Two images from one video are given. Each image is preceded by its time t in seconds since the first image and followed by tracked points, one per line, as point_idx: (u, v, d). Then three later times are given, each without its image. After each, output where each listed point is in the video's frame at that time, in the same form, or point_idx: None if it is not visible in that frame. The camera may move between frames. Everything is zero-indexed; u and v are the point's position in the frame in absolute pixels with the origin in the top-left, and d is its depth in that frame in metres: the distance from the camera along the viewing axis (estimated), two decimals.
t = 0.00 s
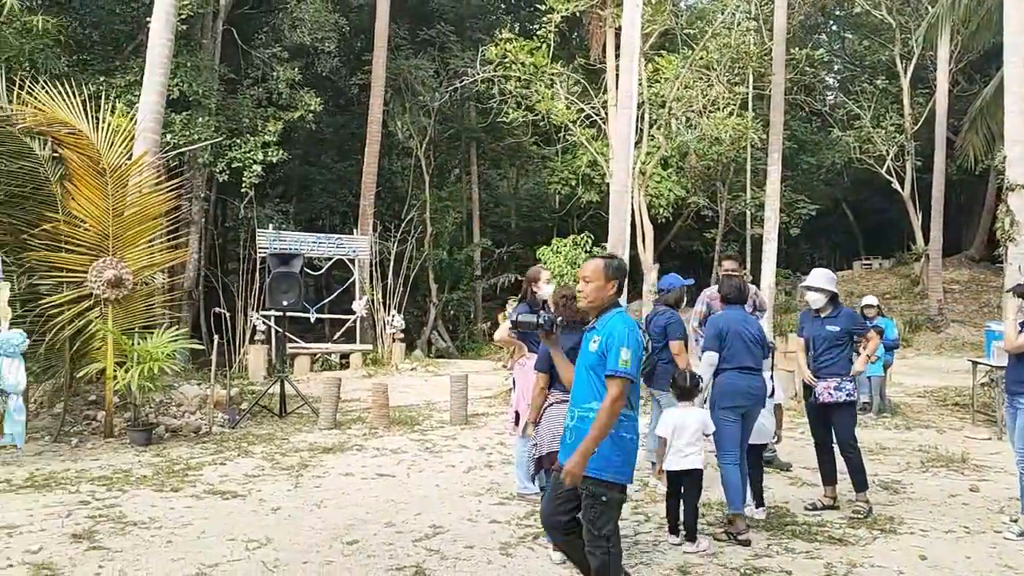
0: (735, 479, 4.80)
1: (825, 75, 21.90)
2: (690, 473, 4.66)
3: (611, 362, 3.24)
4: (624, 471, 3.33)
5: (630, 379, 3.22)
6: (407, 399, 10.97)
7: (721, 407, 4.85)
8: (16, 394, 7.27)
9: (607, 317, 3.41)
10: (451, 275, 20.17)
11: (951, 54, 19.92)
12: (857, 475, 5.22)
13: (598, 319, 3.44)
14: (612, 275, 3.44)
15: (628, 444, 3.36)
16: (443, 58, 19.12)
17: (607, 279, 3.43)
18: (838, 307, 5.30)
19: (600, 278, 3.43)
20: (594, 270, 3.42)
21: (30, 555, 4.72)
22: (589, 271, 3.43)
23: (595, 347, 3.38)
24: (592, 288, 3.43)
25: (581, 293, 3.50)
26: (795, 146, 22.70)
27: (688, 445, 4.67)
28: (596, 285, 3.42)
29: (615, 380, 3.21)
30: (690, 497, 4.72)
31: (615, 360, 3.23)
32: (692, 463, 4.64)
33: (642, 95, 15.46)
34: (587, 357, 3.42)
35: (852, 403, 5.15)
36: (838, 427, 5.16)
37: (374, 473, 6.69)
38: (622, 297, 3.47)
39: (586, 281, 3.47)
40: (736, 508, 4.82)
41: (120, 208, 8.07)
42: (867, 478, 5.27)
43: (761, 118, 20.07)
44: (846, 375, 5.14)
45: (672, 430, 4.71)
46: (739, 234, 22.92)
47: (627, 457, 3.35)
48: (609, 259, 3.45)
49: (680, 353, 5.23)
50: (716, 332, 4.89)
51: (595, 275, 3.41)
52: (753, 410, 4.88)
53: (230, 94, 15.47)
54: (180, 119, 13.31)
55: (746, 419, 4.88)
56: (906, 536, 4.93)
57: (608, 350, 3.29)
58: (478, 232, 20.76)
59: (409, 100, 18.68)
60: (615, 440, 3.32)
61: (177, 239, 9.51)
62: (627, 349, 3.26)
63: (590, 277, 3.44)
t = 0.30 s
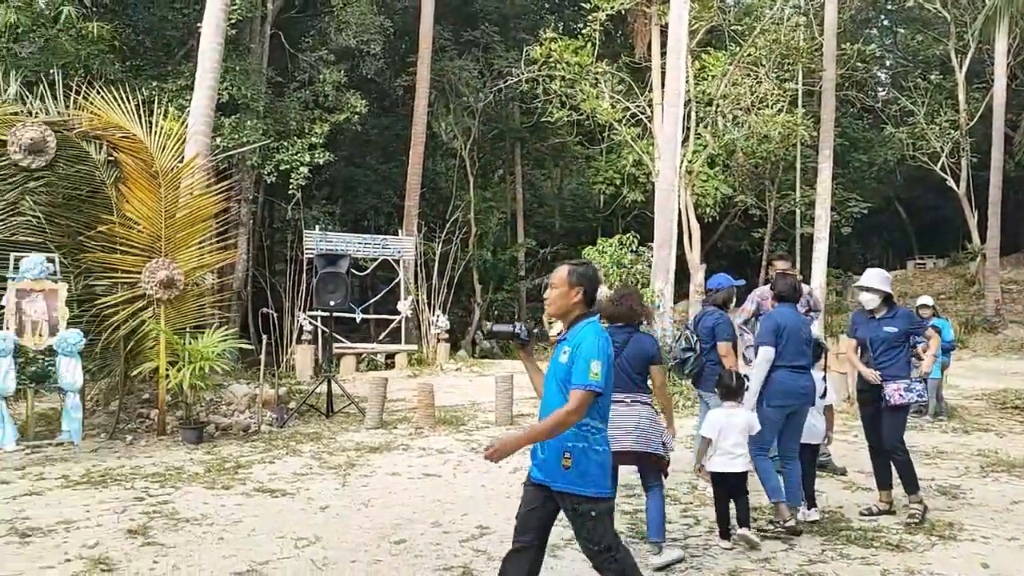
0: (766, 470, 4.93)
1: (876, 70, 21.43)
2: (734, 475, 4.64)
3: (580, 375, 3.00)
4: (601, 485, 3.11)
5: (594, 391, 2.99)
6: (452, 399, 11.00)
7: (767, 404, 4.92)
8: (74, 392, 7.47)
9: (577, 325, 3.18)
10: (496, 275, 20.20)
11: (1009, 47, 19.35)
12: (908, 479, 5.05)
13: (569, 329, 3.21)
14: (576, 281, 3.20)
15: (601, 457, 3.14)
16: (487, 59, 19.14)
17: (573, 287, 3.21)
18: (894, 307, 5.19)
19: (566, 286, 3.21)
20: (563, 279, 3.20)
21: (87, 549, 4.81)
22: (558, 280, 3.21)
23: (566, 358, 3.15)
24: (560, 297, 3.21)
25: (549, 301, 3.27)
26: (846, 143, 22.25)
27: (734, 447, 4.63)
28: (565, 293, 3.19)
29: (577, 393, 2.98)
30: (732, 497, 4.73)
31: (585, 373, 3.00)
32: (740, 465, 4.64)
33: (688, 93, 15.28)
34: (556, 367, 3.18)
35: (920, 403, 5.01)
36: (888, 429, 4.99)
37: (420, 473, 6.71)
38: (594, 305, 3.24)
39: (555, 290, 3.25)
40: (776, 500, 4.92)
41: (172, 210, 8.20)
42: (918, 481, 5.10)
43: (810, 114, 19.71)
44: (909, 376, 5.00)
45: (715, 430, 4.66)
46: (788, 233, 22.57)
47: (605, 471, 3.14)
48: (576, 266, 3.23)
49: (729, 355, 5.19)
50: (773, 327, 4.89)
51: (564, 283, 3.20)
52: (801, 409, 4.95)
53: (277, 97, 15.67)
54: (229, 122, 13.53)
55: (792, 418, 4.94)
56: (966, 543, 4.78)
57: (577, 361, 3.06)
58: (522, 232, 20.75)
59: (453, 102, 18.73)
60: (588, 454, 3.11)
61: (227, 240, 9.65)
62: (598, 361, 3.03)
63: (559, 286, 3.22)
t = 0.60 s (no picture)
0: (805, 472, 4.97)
1: (933, 64, 20.90)
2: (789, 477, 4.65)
3: (559, 372, 3.03)
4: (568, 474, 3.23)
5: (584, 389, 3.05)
6: (498, 399, 11.00)
7: (815, 408, 4.80)
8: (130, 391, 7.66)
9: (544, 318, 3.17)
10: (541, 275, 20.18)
11: None
12: (964, 489, 4.89)
13: (532, 323, 3.21)
14: (540, 274, 3.20)
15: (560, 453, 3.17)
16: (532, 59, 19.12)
17: (537, 279, 3.19)
18: (952, 307, 5.03)
19: (531, 279, 3.19)
20: (528, 270, 3.20)
21: (142, 545, 4.90)
22: (524, 271, 3.20)
23: (533, 352, 3.13)
24: (526, 288, 3.20)
25: (513, 293, 3.26)
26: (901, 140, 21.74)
27: (786, 448, 4.65)
28: (532, 284, 3.18)
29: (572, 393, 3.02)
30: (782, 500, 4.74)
31: (562, 370, 3.03)
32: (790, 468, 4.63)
33: (737, 90, 15.07)
34: (522, 363, 3.16)
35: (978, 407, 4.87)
36: (946, 434, 4.87)
37: (467, 473, 6.71)
38: (557, 298, 3.24)
39: (519, 282, 3.24)
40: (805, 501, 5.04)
41: (223, 211, 8.36)
42: (974, 491, 4.93)
43: (864, 110, 19.29)
44: (968, 379, 4.86)
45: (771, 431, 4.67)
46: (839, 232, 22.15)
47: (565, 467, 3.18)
48: (542, 257, 3.22)
49: (780, 357, 5.04)
50: (820, 328, 4.77)
51: (530, 274, 3.19)
52: (849, 413, 4.82)
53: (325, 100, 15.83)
54: (279, 125, 13.72)
55: (839, 421, 4.83)
56: None
57: (549, 357, 3.06)
58: (568, 232, 20.68)
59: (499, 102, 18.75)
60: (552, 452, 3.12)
61: (276, 241, 9.76)
62: (572, 356, 3.06)
63: (526, 278, 3.20)
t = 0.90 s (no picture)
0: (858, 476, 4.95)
1: (994, 58, 20.29)
2: (844, 479, 4.63)
3: (521, 388, 2.97)
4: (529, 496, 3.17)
5: (548, 407, 2.98)
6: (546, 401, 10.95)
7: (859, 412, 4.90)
8: (184, 390, 7.80)
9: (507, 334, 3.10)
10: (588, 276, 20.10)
11: None
12: None
13: (494, 335, 3.14)
14: (504, 285, 3.13)
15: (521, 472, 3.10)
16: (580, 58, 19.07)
17: (502, 291, 3.13)
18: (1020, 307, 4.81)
19: (497, 290, 3.14)
20: (492, 281, 3.13)
21: (196, 542, 4.97)
22: (488, 282, 3.14)
23: (493, 365, 3.07)
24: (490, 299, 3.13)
25: (476, 304, 3.20)
26: (960, 136, 21.15)
27: (841, 451, 4.63)
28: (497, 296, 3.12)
29: (536, 412, 2.96)
30: (838, 504, 4.70)
31: (524, 386, 2.96)
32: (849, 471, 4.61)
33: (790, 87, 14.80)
34: (482, 376, 3.10)
35: None
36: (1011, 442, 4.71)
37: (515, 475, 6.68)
38: (520, 308, 3.17)
39: (483, 292, 3.18)
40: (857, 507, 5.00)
41: (274, 213, 8.46)
42: None
43: (921, 107, 18.81)
44: None
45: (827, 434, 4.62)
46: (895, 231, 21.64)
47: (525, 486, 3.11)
48: (506, 266, 3.15)
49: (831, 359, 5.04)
50: (859, 332, 4.86)
51: (494, 286, 3.13)
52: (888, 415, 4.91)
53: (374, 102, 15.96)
54: (328, 128, 13.86)
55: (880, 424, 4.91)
56: None
57: (509, 372, 3.00)
58: (616, 232, 20.56)
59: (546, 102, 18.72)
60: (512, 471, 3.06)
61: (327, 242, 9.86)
62: (533, 371, 2.99)
63: (491, 289, 3.14)
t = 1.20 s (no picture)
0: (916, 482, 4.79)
1: None
2: (897, 483, 4.54)
3: (466, 380, 2.92)
4: (495, 507, 3.00)
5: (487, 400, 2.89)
6: (595, 403, 10.86)
7: (913, 413, 4.92)
8: (237, 389, 7.83)
9: (478, 325, 3.06)
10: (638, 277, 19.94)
11: None
12: None
13: (464, 332, 3.13)
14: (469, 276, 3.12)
15: (498, 472, 3.03)
16: (629, 58, 18.95)
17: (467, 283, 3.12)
18: None
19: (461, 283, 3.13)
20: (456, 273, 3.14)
21: (249, 540, 5.02)
22: (452, 276, 3.15)
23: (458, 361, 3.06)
24: (456, 292, 3.14)
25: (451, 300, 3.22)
26: None
27: (892, 455, 4.55)
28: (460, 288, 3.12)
29: (461, 401, 2.88)
30: (894, 510, 4.60)
31: (468, 379, 2.91)
32: (903, 475, 4.53)
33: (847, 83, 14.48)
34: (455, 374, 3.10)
35: None
36: None
37: (565, 477, 6.62)
38: (491, 302, 3.14)
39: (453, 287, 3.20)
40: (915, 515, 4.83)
41: (324, 215, 8.52)
42: None
43: (984, 101, 18.24)
44: None
45: (878, 438, 4.54)
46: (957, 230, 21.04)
47: (503, 487, 3.04)
48: (470, 257, 3.14)
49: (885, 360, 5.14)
50: (913, 332, 4.87)
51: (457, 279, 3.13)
52: (942, 417, 4.95)
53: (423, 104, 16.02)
54: (377, 130, 13.95)
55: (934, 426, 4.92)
56: None
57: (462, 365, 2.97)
58: (666, 232, 20.34)
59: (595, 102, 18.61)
60: (480, 469, 3.01)
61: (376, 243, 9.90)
62: (485, 365, 2.93)
63: (456, 282, 3.15)
